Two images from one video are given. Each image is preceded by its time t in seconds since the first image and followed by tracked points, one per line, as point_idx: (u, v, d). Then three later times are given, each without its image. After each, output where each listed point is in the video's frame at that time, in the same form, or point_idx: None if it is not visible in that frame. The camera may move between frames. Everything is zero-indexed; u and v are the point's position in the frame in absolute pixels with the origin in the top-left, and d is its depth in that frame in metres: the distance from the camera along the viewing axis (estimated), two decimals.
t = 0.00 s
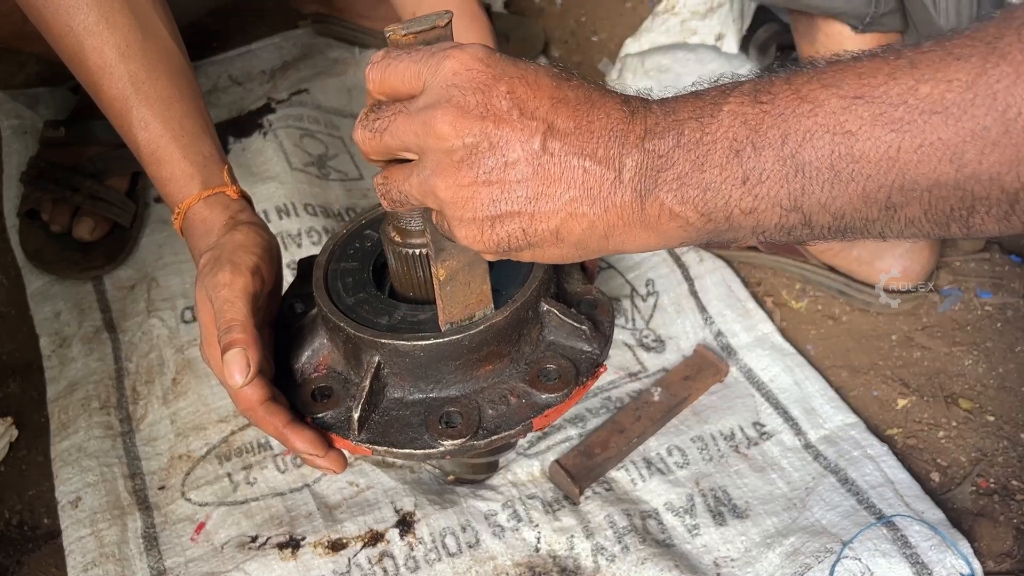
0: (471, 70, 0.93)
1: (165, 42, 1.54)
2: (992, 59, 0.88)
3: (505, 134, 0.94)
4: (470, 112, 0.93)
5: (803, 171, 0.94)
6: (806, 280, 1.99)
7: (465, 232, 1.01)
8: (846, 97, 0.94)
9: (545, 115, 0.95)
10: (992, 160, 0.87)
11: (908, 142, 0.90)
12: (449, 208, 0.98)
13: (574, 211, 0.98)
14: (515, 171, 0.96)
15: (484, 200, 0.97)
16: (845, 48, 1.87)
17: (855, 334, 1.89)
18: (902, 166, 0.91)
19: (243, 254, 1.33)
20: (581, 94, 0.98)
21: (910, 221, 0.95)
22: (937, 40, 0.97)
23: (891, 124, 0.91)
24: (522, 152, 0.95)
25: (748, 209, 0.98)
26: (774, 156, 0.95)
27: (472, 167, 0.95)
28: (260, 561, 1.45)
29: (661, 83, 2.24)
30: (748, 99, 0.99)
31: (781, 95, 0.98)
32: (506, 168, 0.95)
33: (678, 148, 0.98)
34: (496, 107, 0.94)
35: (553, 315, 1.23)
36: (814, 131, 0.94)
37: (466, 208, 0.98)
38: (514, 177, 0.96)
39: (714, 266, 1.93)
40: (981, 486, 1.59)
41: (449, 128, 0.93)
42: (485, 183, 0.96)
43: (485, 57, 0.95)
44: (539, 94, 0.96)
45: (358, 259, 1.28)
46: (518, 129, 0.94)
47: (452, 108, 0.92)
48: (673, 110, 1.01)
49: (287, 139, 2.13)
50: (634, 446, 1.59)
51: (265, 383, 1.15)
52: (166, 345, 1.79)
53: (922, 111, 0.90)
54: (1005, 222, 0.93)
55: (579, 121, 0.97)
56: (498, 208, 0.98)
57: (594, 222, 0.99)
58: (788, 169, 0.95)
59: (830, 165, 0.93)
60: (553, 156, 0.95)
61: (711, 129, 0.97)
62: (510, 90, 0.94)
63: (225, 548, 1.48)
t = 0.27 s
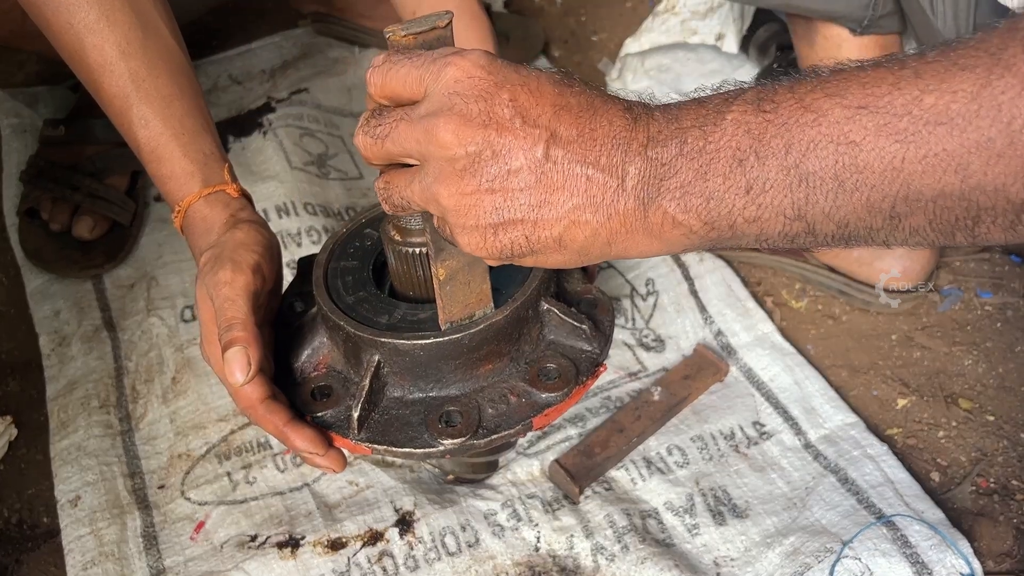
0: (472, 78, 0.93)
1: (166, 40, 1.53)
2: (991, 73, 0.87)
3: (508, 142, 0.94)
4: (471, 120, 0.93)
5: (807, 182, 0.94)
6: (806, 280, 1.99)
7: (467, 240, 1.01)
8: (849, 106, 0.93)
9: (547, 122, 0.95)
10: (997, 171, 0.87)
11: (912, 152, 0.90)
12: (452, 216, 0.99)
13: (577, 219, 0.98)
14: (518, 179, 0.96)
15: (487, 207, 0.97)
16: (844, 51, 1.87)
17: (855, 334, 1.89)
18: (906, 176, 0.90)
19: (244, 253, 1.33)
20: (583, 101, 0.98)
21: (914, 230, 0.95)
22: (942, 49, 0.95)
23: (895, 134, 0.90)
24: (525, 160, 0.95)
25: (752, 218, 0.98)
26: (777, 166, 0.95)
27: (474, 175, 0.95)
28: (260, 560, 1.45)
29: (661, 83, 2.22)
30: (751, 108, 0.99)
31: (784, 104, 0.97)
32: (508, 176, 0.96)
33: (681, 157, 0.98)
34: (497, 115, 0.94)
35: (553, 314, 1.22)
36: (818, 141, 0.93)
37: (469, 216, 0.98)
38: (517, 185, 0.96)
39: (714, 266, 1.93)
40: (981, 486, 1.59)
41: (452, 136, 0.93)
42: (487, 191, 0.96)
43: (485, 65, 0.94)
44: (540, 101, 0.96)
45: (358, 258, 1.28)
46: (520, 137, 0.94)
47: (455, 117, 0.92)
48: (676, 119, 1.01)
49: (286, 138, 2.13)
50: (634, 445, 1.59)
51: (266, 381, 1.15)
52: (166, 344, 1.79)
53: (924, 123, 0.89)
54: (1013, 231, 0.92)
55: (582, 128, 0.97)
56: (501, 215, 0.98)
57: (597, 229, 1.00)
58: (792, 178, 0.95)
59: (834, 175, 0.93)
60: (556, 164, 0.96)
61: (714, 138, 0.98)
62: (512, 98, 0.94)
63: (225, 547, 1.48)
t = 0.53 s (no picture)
0: (486, 82, 0.94)
1: (167, 42, 1.53)
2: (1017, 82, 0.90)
3: (523, 148, 0.96)
4: (486, 126, 0.94)
5: (827, 189, 0.98)
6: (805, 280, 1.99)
7: (483, 244, 1.03)
8: (868, 113, 0.96)
9: (563, 128, 0.97)
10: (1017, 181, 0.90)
11: (933, 160, 0.93)
12: (467, 222, 1.00)
13: (593, 223, 1.01)
14: (532, 185, 0.98)
15: (503, 213, 0.99)
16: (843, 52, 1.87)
17: (855, 334, 1.89)
18: (926, 184, 0.94)
19: (245, 254, 1.33)
20: (600, 106, 1.01)
21: (932, 236, 0.99)
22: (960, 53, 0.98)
23: (916, 143, 0.93)
24: (540, 166, 0.97)
25: (770, 222, 1.01)
26: (795, 172, 0.98)
27: (490, 181, 0.97)
28: (259, 560, 1.45)
29: (661, 82, 2.21)
30: (768, 112, 1.01)
31: (802, 109, 0.99)
32: (524, 181, 0.98)
33: (698, 162, 1.00)
34: (513, 121, 0.95)
35: (552, 318, 1.22)
36: (836, 148, 0.96)
37: (483, 221, 0.99)
38: (532, 190, 0.98)
39: (713, 266, 1.93)
40: (980, 486, 1.59)
41: (466, 142, 0.94)
42: (503, 197, 0.98)
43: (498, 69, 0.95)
44: (556, 105, 0.98)
45: (358, 260, 1.28)
46: (535, 143, 0.96)
47: (470, 123, 0.93)
48: (693, 122, 1.03)
49: (286, 138, 2.13)
50: (633, 446, 1.59)
51: (266, 384, 1.15)
52: (165, 344, 1.79)
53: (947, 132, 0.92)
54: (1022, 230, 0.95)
55: (597, 133, 0.99)
56: (517, 220, 1.00)
57: (614, 232, 1.03)
58: (810, 184, 0.98)
59: (852, 181, 0.96)
60: (571, 169, 0.98)
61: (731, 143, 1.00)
62: (527, 103, 0.96)
63: (224, 547, 1.48)
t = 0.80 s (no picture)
0: None
1: (169, 41, 1.54)
2: None
3: (519, 57, 0.99)
4: (492, 31, 1.00)
5: (850, 116, 0.91)
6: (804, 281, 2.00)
7: (496, 151, 1.10)
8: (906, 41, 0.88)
9: (560, 35, 0.97)
10: None
11: (968, 96, 0.87)
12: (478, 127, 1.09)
13: (592, 134, 1.02)
14: (531, 94, 1.02)
15: (506, 119, 1.05)
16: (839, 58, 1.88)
17: (853, 335, 1.89)
18: (956, 122, 0.88)
19: (247, 253, 1.33)
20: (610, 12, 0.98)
21: (950, 176, 0.94)
22: None
23: (953, 77, 0.87)
24: (536, 74, 1.00)
25: (788, 144, 0.96)
26: (823, 93, 0.91)
27: (495, 87, 1.03)
28: (259, 560, 1.45)
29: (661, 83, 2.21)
30: (804, 30, 0.93)
31: (840, 31, 0.91)
32: (525, 87, 1.02)
33: (714, 76, 0.94)
34: (513, 24, 0.98)
35: (551, 317, 1.23)
36: (869, 74, 0.89)
37: (489, 129, 1.08)
38: (530, 100, 1.02)
39: (712, 267, 1.93)
40: (979, 487, 1.59)
41: (471, 49, 1.02)
42: (503, 104, 1.04)
43: None
44: (559, 12, 0.97)
45: (357, 259, 1.28)
46: (533, 51, 0.99)
47: (472, 31, 1.01)
48: (715, 32, 0.96)
49: (286, 138, 2.13)
50: (633, 446, 1.59)
51: (268, 382, 1.15)
52: (165, 343, 1.80)
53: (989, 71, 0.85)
54: None
55: (604, 41, 0.97)
56: (518, 127, 1.05)
57: (614, 144, 1.02)
58: (836, 109, 0.91)
59: (879, 112, 0.90)
60: (566, 79, 0.99)
61: (757, 60, 0.93)
62: (528, 10, 0.98)
63: (225, 546, 1.48)
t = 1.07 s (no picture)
0: None
1: (169, 42, 1.54)
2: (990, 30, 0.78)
3: (522, 47, 1.03)
4: (496, 24, 1.05)
5: (804, 108, 0.88)
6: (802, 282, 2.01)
7: (498, 134, 1.14)
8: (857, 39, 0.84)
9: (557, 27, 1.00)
10: (977, 117, 0.80)
11: (904, 90, 0.82)
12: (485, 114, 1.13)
13: (580, 122, 1.03)
14: (529, 81, 1.05)
15: (507, 104, 1.09)
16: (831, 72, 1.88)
17: (851, 336, 1.90)
18: (896, 113, 0.83)
19: (248, 253, 1.34)
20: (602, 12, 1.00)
21: (897, 167, 0.88)
22: None
23: (893, 71, 0.82)
24: (533, 63, 1.03)
25: (748, 135, 0.93)
26: (780, 89, 0.88)
27: (495, 73, 1.08)
28: (259, 560, 1.46)
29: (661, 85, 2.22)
30: (766, 30, 0.91)
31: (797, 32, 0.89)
32: (522, 73, 1.05)
33: (687, 70, 0.94)
34: (518, 18, 1.02)
35: (550, 317, 1.23)
36: (820, 70, 0.86)
37: (494, 112, 1.11)
38: (528, 87, 1.05)
39: (711, 268, 1.94)
40: (977, 487, 1.60)
41: (480, 38, 1.06)
42: (506, 91, 1.08)
43: None
44: (559, 8, 1.00)
45: (357, 260, 1.29)
46: (531, 42, 1.02)
47: (483, 22, 1.06)
48: (690, 32, 0.95)
49: (286, 139, 2.14)
50: (632, 447, 1.60)
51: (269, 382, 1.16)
52: (166, 344, 1.80)
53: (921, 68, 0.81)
54: (983, 179, 0.85)
55: (593, 36, 0.99)
56: (516, 111, 1.09)
57: (598, 133, 1.03)
58: (792, 103, 0.88)
59: (830, 104, 0.86)
60: (559, 69, 1.01)
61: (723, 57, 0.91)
62: (533, 6, 1.01)
63: (225, 546, 1.49)
